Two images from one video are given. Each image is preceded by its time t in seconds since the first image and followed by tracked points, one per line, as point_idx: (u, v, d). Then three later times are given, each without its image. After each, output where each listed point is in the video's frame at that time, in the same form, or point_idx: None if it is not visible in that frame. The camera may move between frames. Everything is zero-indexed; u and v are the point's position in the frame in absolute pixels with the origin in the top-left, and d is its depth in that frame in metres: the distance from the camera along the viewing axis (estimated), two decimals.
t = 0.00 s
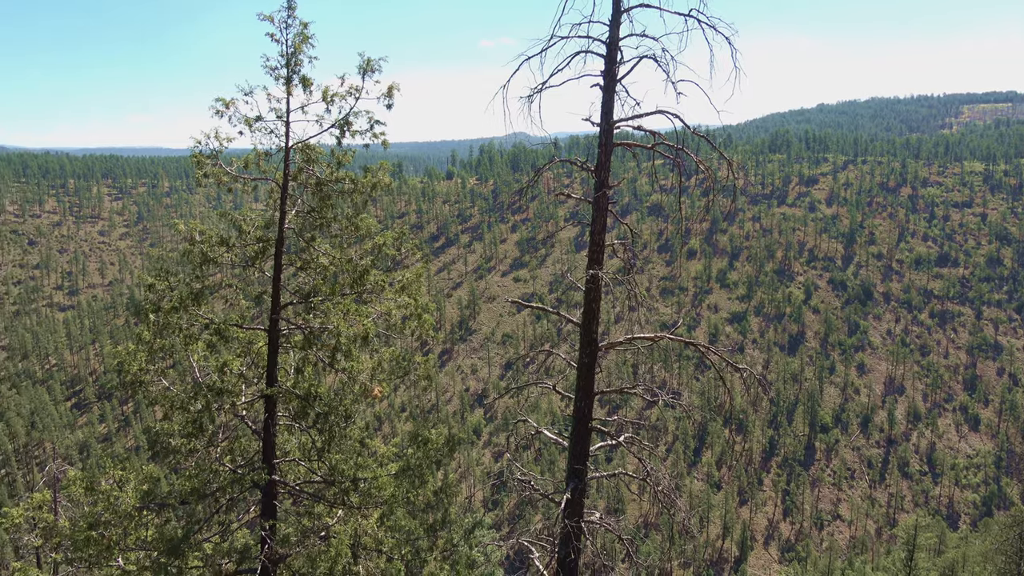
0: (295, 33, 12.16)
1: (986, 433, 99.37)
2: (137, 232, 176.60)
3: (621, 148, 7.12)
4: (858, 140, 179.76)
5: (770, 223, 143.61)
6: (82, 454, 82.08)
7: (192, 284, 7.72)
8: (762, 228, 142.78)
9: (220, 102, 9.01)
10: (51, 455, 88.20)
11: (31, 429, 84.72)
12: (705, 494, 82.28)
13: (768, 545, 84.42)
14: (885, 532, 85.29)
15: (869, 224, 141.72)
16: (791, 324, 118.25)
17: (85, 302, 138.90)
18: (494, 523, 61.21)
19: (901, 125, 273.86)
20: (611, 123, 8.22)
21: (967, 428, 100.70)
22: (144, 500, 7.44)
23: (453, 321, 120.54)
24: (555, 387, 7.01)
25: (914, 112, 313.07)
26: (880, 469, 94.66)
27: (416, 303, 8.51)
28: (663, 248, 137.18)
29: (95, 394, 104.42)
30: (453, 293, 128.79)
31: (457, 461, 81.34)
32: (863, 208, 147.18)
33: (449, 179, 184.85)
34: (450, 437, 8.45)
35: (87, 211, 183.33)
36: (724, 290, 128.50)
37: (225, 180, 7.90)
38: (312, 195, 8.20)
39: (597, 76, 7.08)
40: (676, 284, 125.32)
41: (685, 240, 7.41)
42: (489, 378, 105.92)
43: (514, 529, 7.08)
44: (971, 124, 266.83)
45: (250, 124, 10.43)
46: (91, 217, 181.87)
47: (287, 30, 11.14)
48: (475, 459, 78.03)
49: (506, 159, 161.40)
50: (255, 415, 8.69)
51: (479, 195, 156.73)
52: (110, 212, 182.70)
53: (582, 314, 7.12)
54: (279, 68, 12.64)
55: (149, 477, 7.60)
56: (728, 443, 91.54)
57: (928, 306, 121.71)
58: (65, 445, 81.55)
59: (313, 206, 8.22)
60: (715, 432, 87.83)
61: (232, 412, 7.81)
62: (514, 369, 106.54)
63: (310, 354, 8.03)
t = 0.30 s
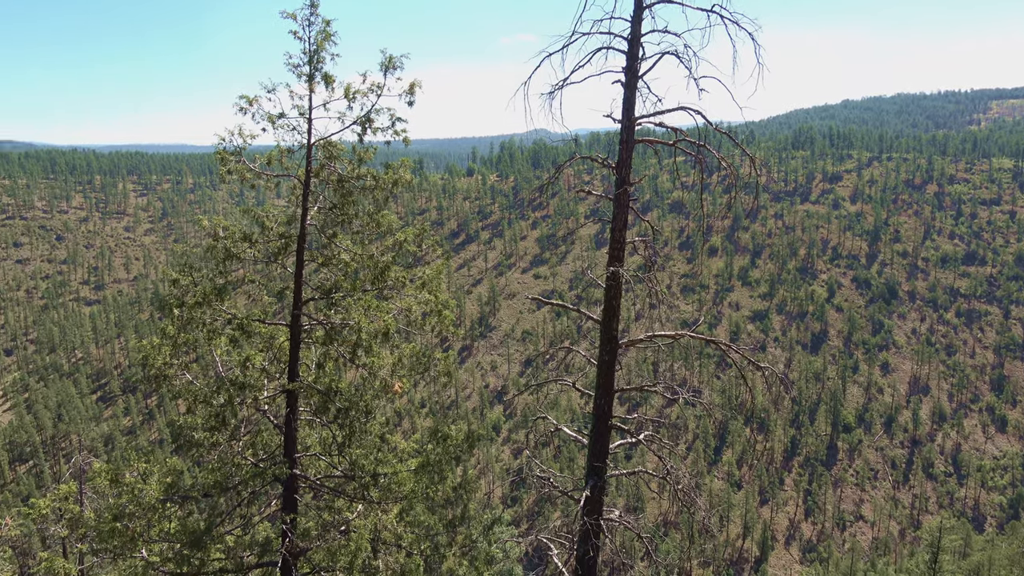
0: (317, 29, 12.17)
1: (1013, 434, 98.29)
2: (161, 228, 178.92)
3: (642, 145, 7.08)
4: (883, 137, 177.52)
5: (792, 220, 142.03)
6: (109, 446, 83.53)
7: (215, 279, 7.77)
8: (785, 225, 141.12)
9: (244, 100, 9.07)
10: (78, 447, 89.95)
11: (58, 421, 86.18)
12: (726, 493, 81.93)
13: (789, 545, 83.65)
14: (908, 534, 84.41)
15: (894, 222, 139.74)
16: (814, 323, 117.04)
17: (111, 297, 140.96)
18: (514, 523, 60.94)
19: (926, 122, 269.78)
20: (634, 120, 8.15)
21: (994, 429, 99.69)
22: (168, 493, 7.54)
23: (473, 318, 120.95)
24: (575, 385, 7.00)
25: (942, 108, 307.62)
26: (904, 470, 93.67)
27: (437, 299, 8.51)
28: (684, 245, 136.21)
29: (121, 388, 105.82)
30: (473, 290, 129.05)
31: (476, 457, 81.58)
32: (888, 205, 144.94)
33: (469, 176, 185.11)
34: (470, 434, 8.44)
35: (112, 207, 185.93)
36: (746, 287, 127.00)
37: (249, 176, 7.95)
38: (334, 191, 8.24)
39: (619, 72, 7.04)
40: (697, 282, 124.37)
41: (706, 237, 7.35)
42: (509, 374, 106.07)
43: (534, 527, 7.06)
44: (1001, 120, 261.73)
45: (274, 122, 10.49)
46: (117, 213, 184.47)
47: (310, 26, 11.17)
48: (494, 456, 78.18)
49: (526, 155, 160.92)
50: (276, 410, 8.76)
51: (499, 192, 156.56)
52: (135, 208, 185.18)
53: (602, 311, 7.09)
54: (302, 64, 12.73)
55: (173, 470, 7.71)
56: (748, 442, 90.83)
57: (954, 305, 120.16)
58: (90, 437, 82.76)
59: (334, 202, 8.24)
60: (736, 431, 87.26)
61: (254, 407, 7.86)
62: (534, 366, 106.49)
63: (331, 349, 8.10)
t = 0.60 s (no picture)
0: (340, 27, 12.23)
1: None
2: (186, 224, 181.09)
3: (664, 142, 7.02)
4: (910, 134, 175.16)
5: (816, 218, 140.54)
6: (134, 440, 84.69)
7: (238, 276, 7.83)
8: (809, 223, 139.78)
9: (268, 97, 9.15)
10: (103, 440, 91.25)
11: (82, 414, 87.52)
12: (747, 493, 81.42)
13: (811, 547, 82.84)
14: (933, 537, 83.40)
15: (920, 220, 137.69)
16: (839, 322, 116.09)
17: (136, 292, 143.05)
18: (533, 521, 60.67)
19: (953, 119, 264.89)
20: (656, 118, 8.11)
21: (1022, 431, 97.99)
22: (192, 486, 7.60)
23: (493, 315, 121.29)
24: (595, 383, 6.97)
25: (971, 105, 301.80)
26: (929, 472, 92.53)
27: (458, 297, 8.50)
28: (707, 244, 135.44)
29: (145, 382, 107.04)
30: (494, 288, 129.32)
31: (494, 455, 81.70)
32: (914, 203, 142.89)
33: (490, 173, 185.42)
34: (490, 431, 8.42)
35: (138, 204, 188.57)
36: (768, 286, 126.20)
37: (272, 173, 8.00)
38: (356, 188, 8.26)
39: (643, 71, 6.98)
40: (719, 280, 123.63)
41: (729, 235, 7.27)
42: (529, 372, 105.94)
43: (553, 524, 7.06)
44: None
45: (296, 120, 10.57)
46: (142, 210, 187.01)
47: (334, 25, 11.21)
48: (512, 454, 78.10)
49: (548, 153, 160.97)
50: (297, 405, 8.78)
51: (521, 189, 156.53)
52: (161, 205, 187.54)
53: (623, 309, 7.06)
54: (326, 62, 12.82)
55: (197, 464, 7.78)
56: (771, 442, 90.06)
57: (982, 305, 118.32)
58: (115, 431, 83.86)
59: (356, 200, 8.30)
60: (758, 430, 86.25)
61: (276, 402, 7.91)
62: (554, 364, 106.36)
63: (353, 346, 8.16)
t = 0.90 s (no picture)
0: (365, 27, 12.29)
1: None
2: (211, 225, 182.91)
3: (687, 142, 6.98)
4: (937, 134, 172.65)
5: (842, 219, 138.80)
6: (159, 437, 85.65)
7: (262, 275, 7.85)
8: (834, 224, 138.20)
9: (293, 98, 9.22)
10: (129, 438, 92.33)
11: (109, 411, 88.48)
12: (770, 496, 80.72)
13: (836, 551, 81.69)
14: (962, 543, 81.91)
15: (948, 220, 135.46)
16: (864, 324, 114.84)
17: (162, 292, 144.63)
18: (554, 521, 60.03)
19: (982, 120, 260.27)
20: (681, 116, 8.05)
21: None
22: (216, 484, 7.65)
23: (515, 316, 121.34)
24: (617, 384, 6.94)
25: (1001, 104, 296.24)
26: (957, 477, 91.08)
27: (480, 297, 8.48)
28: (730, 244, 134.49)
29: (170, 380, 107.89)
30: (516, 288, 129.39)
31: (517, 454, 81.50)
32: (942, 203, 140.60)
33: (511, 174, 185.72)
34: (511, 431, 8.36)
35: (165, 204, 190.93)
36: (793, 287, 125.15)
37: (296, 175, 8.06)
38: (380, 189, 8.33)
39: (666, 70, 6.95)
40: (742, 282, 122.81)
41: (752, 236, 7.19)
42: (551, 372, 105.87)
43: (574, 526, 7.01)
44: None
45: (321, 121, 10.65)
46: (168, 211, 189.21)
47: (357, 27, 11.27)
48: (534, 454, 77.75)
49: (570, 154, 160.99)
50: (320, 405, 8.85)
51: (542, 190, 156.65)
52: (186, 206, 189.54)
53: (645, 311, 7.02)
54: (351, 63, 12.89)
55: (220, 463, 7.83)
56: (794, 445, 89.04)
57: (1012, 307, 116.21)
58: (142, 428, 84.62)
59: (379, 201, 8.34)
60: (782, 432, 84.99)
61: (300, 401, 7.94)
62: (576, 365, 106.05)
63: (375, 346, 8.21)
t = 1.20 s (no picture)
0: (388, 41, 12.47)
1: None
2: (235, 235, 184.76)
3: (710, 154, 6.94)
4: (963, 144, 170.06)
5: (866, 230, 137.27)
6: (182, 445, 86.19)
7: (285, 284, 7.90)
8: (858, 235, 136.65)
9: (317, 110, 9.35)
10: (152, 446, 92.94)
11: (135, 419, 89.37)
12: (794, 512, 79.73)
13: (861, 568, 80.28)
14: (991, 561, 80.14)
15: (975, 232, 133.26)
16: (889, 337, 113.60)
17: (186, 301, 146.03)
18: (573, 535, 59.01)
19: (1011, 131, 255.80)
20: (703, 128, 8.01)
21: None
22: (238, 493, 7.69)
23: (535, 327, 121.21)
24: (639, 397, 6.89)
25: None
26: (985, 493, 89.25)
27: (501, 308, 8.50)
28: (753, 256, 133.71)
29: (193, 389, 108.62)
30: (537, 299, 129.41)
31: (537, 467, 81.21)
32: (969, 214, 138.33)
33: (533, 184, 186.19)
34: (532, 443, 8.31)
35: (190, 214, 193.43)
36: (816, 299, 124.11)
37: (319, 186, 8.12)
38: (401, 201, 8.35)
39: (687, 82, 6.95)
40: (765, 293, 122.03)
41: (776, 247, 7.14)
42: (572, 384, 105.71)
43: (594, 540, 6.93)
44: None
45: (342, 133, 10.75)
46: (193, 220, 191.54)
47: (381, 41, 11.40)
48: (554, 467, 77.43)
49: (591, 165, 161.29)
50: (341, 415, 8.89)
51: (563, 201, 156.94)
52: (211, 216, 191.64)
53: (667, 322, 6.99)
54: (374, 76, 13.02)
55: (243, 471, 7.88)
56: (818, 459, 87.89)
57: None
58: (165, 436, 85.13)
59: (401, 211, 8.38)
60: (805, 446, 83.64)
61: (321, 411, 8.02)
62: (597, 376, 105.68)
63: (396, 355, 8.26)
